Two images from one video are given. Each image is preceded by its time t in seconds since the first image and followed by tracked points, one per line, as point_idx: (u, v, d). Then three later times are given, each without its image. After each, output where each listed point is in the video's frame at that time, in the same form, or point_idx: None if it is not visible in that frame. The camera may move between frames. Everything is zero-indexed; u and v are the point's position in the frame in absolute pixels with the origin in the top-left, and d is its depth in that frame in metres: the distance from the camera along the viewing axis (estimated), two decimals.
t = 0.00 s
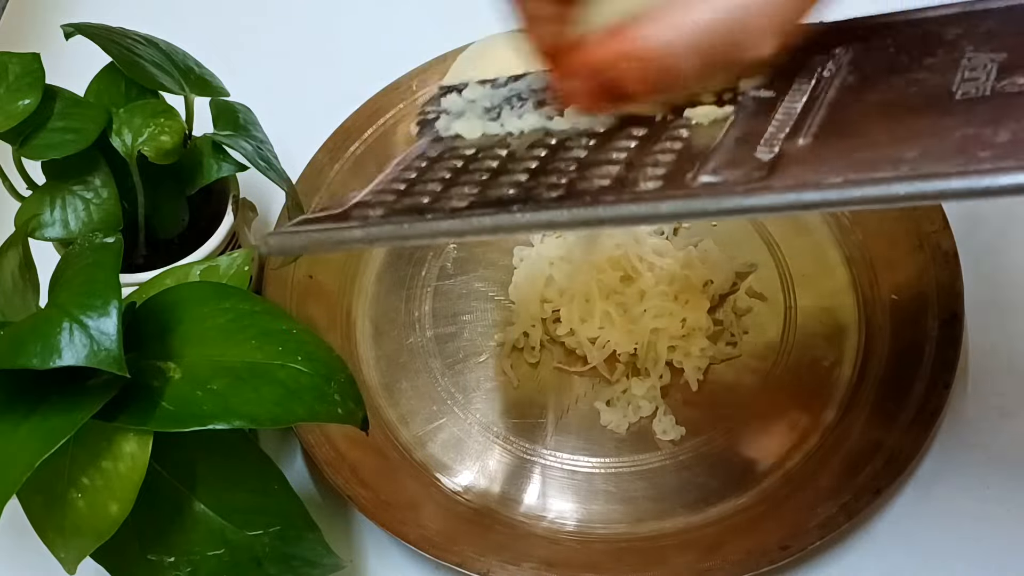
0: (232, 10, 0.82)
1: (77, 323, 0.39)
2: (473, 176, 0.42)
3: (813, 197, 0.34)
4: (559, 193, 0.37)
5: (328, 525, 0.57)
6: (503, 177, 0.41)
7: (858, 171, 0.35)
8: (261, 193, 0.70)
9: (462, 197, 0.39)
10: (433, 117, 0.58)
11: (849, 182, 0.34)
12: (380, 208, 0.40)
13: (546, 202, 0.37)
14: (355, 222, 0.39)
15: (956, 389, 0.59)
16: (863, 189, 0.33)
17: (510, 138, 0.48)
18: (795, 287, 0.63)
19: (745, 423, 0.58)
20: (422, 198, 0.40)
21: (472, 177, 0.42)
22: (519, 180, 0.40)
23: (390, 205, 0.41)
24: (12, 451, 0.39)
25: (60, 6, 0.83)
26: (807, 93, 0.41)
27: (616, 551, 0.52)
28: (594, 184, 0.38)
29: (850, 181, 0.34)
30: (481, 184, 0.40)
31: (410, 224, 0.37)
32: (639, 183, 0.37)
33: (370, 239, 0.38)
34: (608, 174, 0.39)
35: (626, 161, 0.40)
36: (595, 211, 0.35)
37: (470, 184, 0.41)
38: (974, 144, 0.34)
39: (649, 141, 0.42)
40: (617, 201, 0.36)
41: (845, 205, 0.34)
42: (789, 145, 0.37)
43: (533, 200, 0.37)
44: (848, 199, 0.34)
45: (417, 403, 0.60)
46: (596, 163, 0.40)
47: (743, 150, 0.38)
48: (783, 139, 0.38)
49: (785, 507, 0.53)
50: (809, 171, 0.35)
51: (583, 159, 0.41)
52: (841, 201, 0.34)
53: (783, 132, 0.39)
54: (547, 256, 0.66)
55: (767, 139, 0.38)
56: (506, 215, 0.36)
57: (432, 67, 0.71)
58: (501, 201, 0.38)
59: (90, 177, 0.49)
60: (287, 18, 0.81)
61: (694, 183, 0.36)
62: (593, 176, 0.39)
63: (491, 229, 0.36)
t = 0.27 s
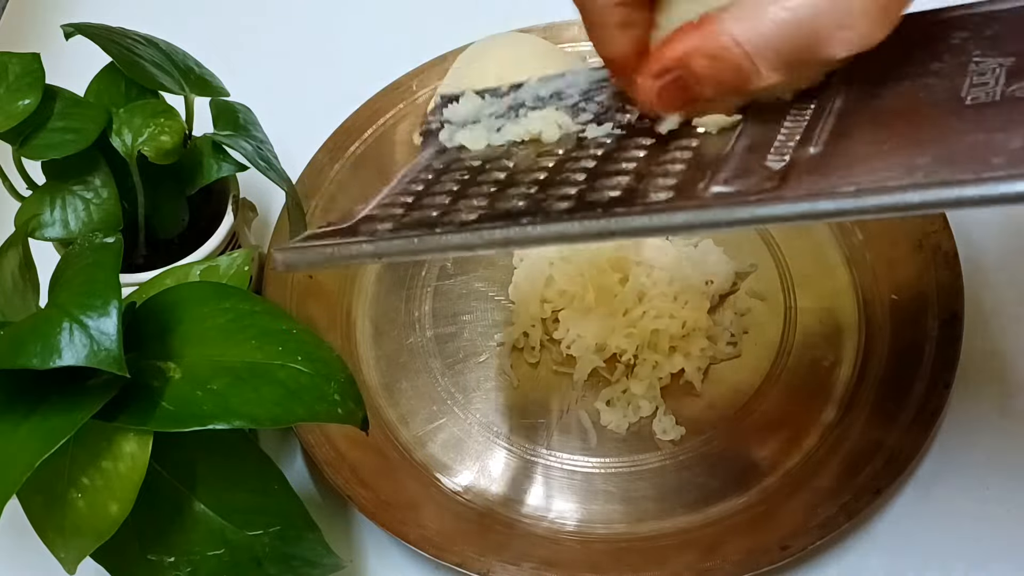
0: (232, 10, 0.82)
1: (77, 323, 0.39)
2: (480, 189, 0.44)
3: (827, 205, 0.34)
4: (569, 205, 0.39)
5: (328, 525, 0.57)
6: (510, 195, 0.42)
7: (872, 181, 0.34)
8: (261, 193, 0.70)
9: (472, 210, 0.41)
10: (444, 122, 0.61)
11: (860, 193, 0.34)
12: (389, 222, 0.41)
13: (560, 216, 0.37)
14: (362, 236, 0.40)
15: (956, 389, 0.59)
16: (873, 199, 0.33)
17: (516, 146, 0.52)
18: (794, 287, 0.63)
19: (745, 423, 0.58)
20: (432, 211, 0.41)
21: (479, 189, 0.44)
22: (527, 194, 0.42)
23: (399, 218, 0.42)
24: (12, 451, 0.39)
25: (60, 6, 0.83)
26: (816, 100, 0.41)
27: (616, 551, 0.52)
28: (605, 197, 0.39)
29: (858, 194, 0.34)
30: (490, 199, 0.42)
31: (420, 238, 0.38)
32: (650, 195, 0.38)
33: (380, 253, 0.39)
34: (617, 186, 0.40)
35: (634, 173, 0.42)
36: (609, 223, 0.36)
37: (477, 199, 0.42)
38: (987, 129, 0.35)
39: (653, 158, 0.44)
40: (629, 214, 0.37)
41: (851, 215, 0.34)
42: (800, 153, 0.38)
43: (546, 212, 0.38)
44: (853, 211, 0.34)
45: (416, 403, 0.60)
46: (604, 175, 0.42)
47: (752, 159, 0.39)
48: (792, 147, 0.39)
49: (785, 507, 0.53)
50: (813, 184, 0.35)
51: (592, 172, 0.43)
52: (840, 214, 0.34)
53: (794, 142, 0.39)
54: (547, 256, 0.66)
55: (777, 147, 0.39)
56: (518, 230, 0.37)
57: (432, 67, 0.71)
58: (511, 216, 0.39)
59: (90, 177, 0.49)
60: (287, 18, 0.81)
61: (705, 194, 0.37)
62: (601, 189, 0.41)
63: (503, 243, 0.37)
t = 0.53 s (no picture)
0: (232, 10, 0.82)
1: (77, 323, 0.39)
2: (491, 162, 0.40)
3: (835, 171, 0.36)
4: (580, 175, 0.37)
5: (328, 525, 0.57)
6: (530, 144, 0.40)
7: (878, 146, 0.36)
8: (261, 193, 0.70)
9: (483, 180, 0.38)
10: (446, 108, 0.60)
11: (869, 157, 0.36)
12: (400, 192, 0.38)
13: (570, 182, 0.36)
14: (373, 207, 0.37)
15: (956, 389, 0.59)
16: (885, 162, 0.36)
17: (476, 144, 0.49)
18: (794, 287, 0.63)
19: (745, 423, 0.58)
20: (442, 184, 0.38)
21: (492, 159, 0.40)
22: (538, 162, 0.39)
23: (409, 189, 0.39)
24: (12, 451, 0.39)
25: (60, 6, 0.83)
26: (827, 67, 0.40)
27: (616, 551, 0.52)
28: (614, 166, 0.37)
29: (870, 156, 0.36)
30: (502, 166, 0.39)
31: (431, 209, 0.36)
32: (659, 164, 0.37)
33: (391, 223, 0.36)
34: (627, 157, 0.38)
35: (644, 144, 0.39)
36: (614, 194, 0.36)
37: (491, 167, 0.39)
38: (988, 133, 0.36)
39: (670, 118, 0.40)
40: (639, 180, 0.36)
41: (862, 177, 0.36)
42: (808, 123, 0.38)
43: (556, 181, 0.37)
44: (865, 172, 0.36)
45: (416, 404, 0.60)
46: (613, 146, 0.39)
47: (761, 128, 0.38)
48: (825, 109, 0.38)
49: (785, 507, 0.53)
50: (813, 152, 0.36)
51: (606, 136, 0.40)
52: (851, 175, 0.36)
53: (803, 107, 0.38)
54: (547, 256, 0.66)
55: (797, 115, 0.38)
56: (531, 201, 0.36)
57: (432, 67, 0.71)
58: (523, 184, 0.37)
59: (90, 177, 0.49)
60: (287, 18, 0.81)
61: (715, 162, 0.37)
62: (612, 157, 0.38)
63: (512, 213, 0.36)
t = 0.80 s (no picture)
0: (232, 10, 0.82)
1: (77, 323, 0.39)
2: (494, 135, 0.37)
3: (844, 139, 0.35)
4: (588, 145, 0.36)
5: (328, 525, 0.57)
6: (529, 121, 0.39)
7: (889, 116, 0.36)
8: (261, 193, 0.70)
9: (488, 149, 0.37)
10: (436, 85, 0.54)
11: (876, 127, 0.35)
12: (406, 162, 0.36)
13: (579, 152, 0.35)
14: (376, 176, 0.35)
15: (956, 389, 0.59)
16: (889, 132, 0.35)
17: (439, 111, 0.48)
18: (794, 287, 0.63)
19: (745, 423, 0.58)
20: (448, 155, 0.36)
21: (500, 126, 0.38)
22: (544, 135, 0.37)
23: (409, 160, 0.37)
24: (12, 451, 0.39)
25: (60, 6, 0.83)
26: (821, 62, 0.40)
27: (616, 551, 0.52)
28: (624, 136, 0.36)
29: (878, 126, 0.35)
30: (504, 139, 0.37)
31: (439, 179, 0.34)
32: (671, 133, 0.36)
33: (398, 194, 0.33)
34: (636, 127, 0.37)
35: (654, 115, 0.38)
36: (626, 160, 0.34)
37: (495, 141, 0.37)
38: (994, 104, 0.36)
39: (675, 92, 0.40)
40: (647, 151, 0.35)
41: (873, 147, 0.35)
42: (818, 95, 0.38)
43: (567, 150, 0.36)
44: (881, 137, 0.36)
45: (416, 403, 0.60)
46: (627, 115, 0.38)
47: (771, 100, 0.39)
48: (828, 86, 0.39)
49: (785, 507, 0.53)
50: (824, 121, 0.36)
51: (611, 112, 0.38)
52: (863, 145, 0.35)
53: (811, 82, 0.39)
54: (547, 256, 0.66)
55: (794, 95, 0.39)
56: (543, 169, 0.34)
57: (432, 68, 0.72)
58: (531, 154, 0.35)
59: (90, 177, 0.49)
60: (287, 18, 0.81)
61: (723, 132, 0.36)
62: (619, 130, 0.37)
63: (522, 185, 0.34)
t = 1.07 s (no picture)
0: (232, 10, 0.82)
1: (77, 323, 0.39)
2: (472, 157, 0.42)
3: (813, 184, 0.33)
4: (561, 173, 0.38)
5: (328, 525, 0.57)
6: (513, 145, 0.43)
7: (857, 160, 0.34)
8: (260, 193, 0.70)
9: (465, 173, 0.40)
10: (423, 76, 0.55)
11: (845, 173, 0.33)
12: (381, 182, 0.40)
13: (551, 182, 0.37)
14: (358, 197, 0.38)
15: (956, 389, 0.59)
16: (861, 180, 0.33)
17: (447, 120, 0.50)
18: (794, 287, 0.64)
19: (745, 423, 0.58)
20: (425, 172, 0.41)
21: (474, 150, 0.43)
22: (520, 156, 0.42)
23: (391, 178, 0.41)
24: (13, 451, 0.39)
25: (60, 6, 0.83)
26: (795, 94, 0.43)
27: (616, 551, 0.52)
28: (596, 163, 0.39)
29: (846, 172, 0.33)
30: (481, 160, 0.41)
31: (415, 201, 0.37)
32: (640, 165, 0.38)
33: (376, 214, 0.37)
34: (607, 155, 0.40)
35: (626, 141, 0.42)
36: (600, 194, 0.35)
37: (474, 158, 0.42)
38: (961, 154, 0.33)
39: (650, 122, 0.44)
40: (621, 184, 0.35)
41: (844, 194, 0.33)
42: (786, 129, 0.40)
43: (538, 180, 0.38)
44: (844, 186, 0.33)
45: (416, 403, 0.60)
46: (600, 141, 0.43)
47: (743, 130, 0.41)
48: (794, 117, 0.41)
49: (785, 507, 0.53)
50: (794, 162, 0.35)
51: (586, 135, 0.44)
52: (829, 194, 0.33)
53: (783, 114, 0.41)
54: (547, 256, 0.66)
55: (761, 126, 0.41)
56: (514, 197, 0.36)
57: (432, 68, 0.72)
58: (505, 181, 0.38)
59: (90, 177, 0.49)
60: (287, 18, 0.81)
61: (694, 167, 0.37)
62: (591, 156, 0.41)
63: (495, 211, 0.36)
